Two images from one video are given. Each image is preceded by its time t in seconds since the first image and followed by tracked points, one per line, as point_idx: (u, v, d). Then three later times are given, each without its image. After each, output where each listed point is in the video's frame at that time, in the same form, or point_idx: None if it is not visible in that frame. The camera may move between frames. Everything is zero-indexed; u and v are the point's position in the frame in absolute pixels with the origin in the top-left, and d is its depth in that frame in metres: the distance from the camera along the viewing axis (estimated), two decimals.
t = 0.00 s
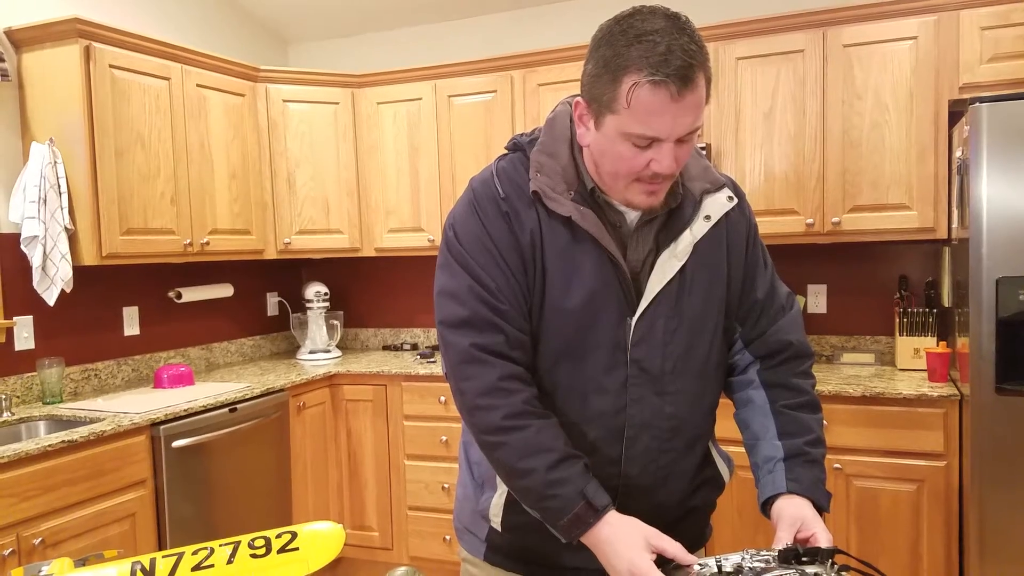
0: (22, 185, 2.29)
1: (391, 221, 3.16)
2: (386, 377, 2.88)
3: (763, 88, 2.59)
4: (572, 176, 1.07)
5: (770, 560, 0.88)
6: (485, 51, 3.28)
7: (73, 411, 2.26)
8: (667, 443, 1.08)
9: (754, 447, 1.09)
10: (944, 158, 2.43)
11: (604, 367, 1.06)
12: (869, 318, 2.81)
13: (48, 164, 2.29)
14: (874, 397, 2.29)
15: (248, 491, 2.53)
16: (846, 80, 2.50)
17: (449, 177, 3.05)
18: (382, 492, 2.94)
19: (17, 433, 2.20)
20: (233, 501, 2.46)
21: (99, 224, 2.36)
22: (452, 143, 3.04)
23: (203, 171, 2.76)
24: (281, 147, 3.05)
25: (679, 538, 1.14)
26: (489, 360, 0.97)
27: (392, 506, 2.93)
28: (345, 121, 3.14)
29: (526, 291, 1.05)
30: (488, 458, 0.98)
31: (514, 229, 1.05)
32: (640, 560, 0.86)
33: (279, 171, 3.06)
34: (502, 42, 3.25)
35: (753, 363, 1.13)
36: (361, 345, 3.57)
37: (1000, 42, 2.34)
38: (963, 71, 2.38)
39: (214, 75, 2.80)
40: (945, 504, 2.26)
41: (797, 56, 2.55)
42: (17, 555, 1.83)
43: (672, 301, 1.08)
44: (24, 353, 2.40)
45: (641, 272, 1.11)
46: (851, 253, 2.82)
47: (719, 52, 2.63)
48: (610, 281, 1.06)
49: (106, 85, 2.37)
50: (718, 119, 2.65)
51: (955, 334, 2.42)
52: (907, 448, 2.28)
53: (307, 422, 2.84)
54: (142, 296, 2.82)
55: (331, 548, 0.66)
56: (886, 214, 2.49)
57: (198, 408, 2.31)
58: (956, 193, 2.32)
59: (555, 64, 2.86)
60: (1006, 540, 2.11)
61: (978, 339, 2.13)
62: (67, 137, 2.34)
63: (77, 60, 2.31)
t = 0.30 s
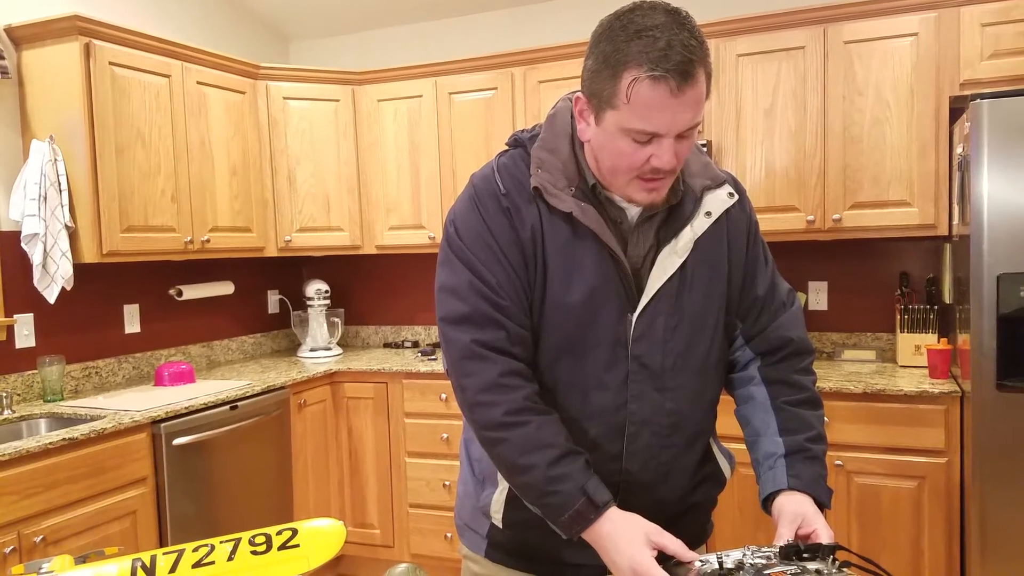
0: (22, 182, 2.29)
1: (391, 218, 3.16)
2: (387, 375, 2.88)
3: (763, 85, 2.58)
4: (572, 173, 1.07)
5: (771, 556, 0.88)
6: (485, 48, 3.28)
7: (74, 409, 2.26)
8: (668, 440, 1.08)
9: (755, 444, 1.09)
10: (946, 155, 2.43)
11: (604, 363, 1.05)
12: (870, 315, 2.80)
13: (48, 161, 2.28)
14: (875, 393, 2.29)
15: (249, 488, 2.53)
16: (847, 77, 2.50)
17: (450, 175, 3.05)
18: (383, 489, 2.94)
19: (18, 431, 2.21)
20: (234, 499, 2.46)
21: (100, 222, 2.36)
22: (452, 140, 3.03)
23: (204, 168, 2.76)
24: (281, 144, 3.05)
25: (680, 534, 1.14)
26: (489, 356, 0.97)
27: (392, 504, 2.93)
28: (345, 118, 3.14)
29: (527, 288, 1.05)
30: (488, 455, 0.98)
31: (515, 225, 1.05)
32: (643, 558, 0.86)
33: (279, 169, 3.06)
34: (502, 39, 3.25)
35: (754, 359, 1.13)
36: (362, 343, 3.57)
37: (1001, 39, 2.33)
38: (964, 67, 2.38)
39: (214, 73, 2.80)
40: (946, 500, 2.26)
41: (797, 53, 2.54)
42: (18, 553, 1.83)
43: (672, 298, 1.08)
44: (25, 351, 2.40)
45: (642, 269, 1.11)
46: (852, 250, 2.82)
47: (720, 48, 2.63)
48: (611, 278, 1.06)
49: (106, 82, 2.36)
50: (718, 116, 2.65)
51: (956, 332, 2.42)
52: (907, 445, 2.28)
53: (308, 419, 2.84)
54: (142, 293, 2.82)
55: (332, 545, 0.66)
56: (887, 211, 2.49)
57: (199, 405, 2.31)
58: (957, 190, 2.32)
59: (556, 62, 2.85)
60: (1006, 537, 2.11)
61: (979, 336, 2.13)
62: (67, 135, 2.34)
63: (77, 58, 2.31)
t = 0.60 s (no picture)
0: (24, 181, 2.29)
1: (392, 218, 3.16)
2: (388, 375, 2.88)
3: (764, 84, 2.58)
4: (573, 172, 1.07)
5: (774, 556, 0.88)
6: (486, 48, 3.28)
7: (75, 409, 2.26)
8: (670, 439, 1.07)
9: (757, 443, 1.09)
10: (946, 154, 2.43)
11: (606, 362, 1.05)
12: (871, 314, 2.80)
13: (49, 162, 2.29)
14: (876, 393, 2.29)
15: (250, 488, 2.53)
16: (847, 76, 2.50)
17: (450, 175, 3.05)
18: (384, 489, 2.94)
19: (20, 431, 2.21)
20: (235, 499, 2.46)
21: (101, 222, 2.36)
22: (453, 140, 3.03)
23: (205, 168, 2.76)
24: (282, 144, 3.05)
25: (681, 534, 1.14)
26: (490, 355, 0.97)
27: (394, 504, 2.93)
28: (346, 118, 3.14)
29: (529, 287, 1.05)
30: (489, 454, 0.98)
31: (517, 224, 1.05)
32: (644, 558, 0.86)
33: (280, 169, 3.06)
34: (503, 38, 3.24)
35: (755, 359, 1.13)
36: (363, 342, 3.57)
37: (1002, 38, 2.33)
38: (965, 66, 2.37)
39: (215, 73, 2.80)
40: (948, 500, 2.25)
41: (798, 52, 2.54)
42: (19, 553, 1.83)
43: (673, 297, 1.08)
44: (26, 352, 2.40)
45: (644, 268, 1.11)
46: (853, 248, 2.81)
47: (720, 48, 2.63)
48: (612, 277, 1.06)
49: (107, 83, 2.37)
50: (719, 116, 2.65)
51: (957, 331, 2.41)
52: (909, 444, 2.28)
53: (309, 419, 2.84)
54: (144, 293, 2.82)
55: (332, 544, 0.66)
56: (888, 210, 2.48)
57: (201, 405, 2.31)
58: (958, 189, 2.32)
59: (557, 61, 2.85)
60: (1008, 536, 2.11)
61: (981, 335, 2.12)
62: (68, 135, 2.34)
63: (78, 58, 2.31)
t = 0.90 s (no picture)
0: (23, 184, 2.29)
1: (392, 220, 3.16)
2: (388, 376, 2.88)
3: (764, 84, 2.58)
4: (574, 173, 1.07)
5: (774, 556, 0.88)
6: (485, 50, 3.28)
7: (75, 412, 2.25)
8: (671, 439, 1.07)
9: (757, 444, 1.09)
10: (946, 153, 2.43)
11: (607, 363, 1.05)
12: (871, 314, 2.80)
13: (48, 165, 2.28)
14: (877, 392, 2.29)
15: (250, 490, 2.52)
16: (846, 76, 2.50)
17: (450, 176, 3.05)
18: (385, 491, 2.94)
19: (19, 435, 2.20)
20: (235, 501, 2.46)
21: (100, 225, 2.36)
22: (452, 141, 3.03)
23: (204, 171, 2.76)
24: (281, 145, 3.05)
25: (682, 534, 1.14)
26: (490, 357, 0.97)
27: (395, 505, 2.93)
28: (345, 120, 3.14)
29: (529, 288, 1.05)
30: (490, 456, 0.98)
31: (518, 225, 1.05)
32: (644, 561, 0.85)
33: (280, 170, 3.06)
34: (503, 39, 3.25)
35: (756, 360, 1.13)
36: (363, 344, 3.57)
37: (1001, 38, 2.34)
38: (965, 66, 2.38)
39: (214, 75, 2.80)
40: (949, 499, 2.25)
41: (797, 52, 2.54)
42: (19, 557, 1.82)
43: (674, 298, 1.08)
44: (25, 354, 2.40)
45: (644, 269, 1.11)
46: (853, 248, 2.81)
47: (720, 48, 2.63)
48: (613, 278, 1.06)
49: (106, 85, 2.36)
50: (719, 116, 2.65)
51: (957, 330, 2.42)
52: (910, 443, 2.28)
53: (309, 421, 2.83)
54: (144, 296, 2.82)
55: (332, 546, 0.65)
56: (888, 210, 2.49)
57: (201, 408, 2.31)
58: (957, 188, 2.32)
59: (556, 62, 2.86)
60: (1009, 535, 2.11)
61: (981, 335, 2.12)
62: (67, 137, 2.34)
63: (77, 61, 2.30)
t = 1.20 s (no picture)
0: (22, 185, 2.29)
1: (392, 221, 3.16)
2: (388, 378, 2.88)
3: (763, 86, 2.59)
4: (574, 174, 1.07)
5: (776, 557, 0.88)
6: (484, 52, 3.28)
7: (74, 414, 2.25)
8: (671, 441, 1.07)
9: (757, 445, 1.08)
10: (945, 155, 2.43)
11: (608, 365, 1.05)
12: (871, 315, 2.81)
13: (47, 166, 2.28)
14: (876, 393, 2.29)
15: (250, 492, 2.52)
16: (845, 77, 2.50)
17: (449, 177, 3.05)
18: (385, 492, 2.93)
19: (18, 437, 2.19)
20: (234, 503, 2.45)
21: (99, 226, 2.35)
22: (452, 142, 3.04)
23: (203, 172, 2.76)
24: (280, 147, 3.05)
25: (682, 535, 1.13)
26: (491, 359, 0.97)
27: (394, 507, 2.93)
28: (344, 121, 3.14)
29: (530, 289, 1.05)
30: (490, 458, 0.98)
31: (519, 227, 1.05)
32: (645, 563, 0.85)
33: (279, 172, 3.06)
34: (502, 41, 3.25)
35: (756, 361, 1.13)
36: (362, 346, 3.56)
37: (999, 39, 2.34)
38: (964, 67, 2.38)
39: (214, 76, 2.80)
40: (948, 500, 2.25)
41: (796, 54, 2.55)
42: (18, 559, 1.82)
43: (674, 300, 1.08)
44: (24, 356, 2.40)
45: (645, 270, 1.11)
46: (852, 249, 2.82)
47: (719, 50, 2.63)
48: (613, 279, 1.05)
49: (105, 86, 2.36)
50: (718, 118, 2.65)
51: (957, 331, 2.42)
52: (910, 444, 2.28)
53: (309, 423, 2.83)
54: (143, 298, 2.82)
55: (334, 547, 0.65)
56: (886, 212, 2.49)
57: (200, 410, 2.30)
58: (956, 189, 2.33)
59: (555, 64, 2.86)
60: (1009, 536, 2.11)
61: (981, 336, 2.13)
62: (66, 139, 2.34)
63: (76, 62, 2.30)
